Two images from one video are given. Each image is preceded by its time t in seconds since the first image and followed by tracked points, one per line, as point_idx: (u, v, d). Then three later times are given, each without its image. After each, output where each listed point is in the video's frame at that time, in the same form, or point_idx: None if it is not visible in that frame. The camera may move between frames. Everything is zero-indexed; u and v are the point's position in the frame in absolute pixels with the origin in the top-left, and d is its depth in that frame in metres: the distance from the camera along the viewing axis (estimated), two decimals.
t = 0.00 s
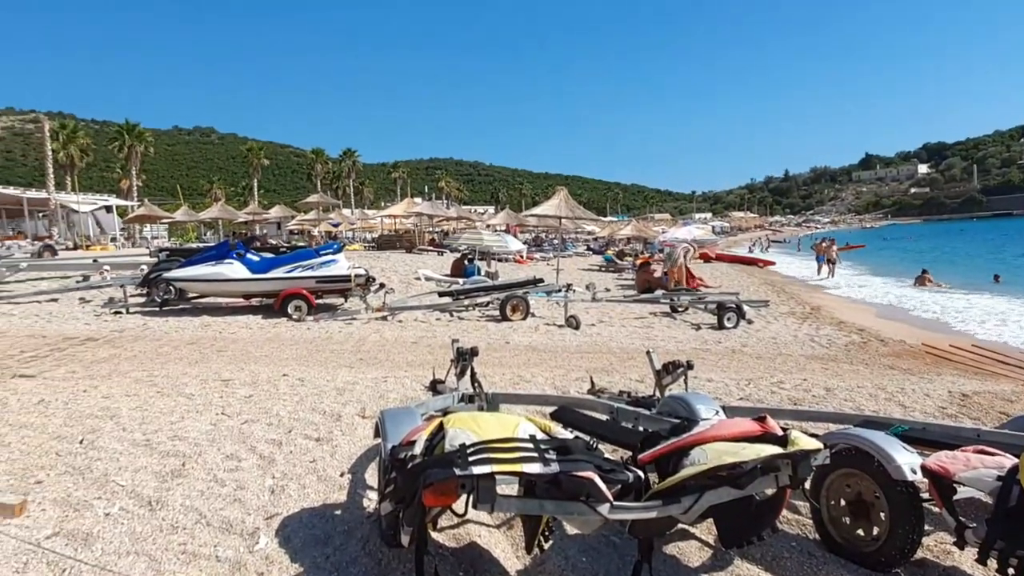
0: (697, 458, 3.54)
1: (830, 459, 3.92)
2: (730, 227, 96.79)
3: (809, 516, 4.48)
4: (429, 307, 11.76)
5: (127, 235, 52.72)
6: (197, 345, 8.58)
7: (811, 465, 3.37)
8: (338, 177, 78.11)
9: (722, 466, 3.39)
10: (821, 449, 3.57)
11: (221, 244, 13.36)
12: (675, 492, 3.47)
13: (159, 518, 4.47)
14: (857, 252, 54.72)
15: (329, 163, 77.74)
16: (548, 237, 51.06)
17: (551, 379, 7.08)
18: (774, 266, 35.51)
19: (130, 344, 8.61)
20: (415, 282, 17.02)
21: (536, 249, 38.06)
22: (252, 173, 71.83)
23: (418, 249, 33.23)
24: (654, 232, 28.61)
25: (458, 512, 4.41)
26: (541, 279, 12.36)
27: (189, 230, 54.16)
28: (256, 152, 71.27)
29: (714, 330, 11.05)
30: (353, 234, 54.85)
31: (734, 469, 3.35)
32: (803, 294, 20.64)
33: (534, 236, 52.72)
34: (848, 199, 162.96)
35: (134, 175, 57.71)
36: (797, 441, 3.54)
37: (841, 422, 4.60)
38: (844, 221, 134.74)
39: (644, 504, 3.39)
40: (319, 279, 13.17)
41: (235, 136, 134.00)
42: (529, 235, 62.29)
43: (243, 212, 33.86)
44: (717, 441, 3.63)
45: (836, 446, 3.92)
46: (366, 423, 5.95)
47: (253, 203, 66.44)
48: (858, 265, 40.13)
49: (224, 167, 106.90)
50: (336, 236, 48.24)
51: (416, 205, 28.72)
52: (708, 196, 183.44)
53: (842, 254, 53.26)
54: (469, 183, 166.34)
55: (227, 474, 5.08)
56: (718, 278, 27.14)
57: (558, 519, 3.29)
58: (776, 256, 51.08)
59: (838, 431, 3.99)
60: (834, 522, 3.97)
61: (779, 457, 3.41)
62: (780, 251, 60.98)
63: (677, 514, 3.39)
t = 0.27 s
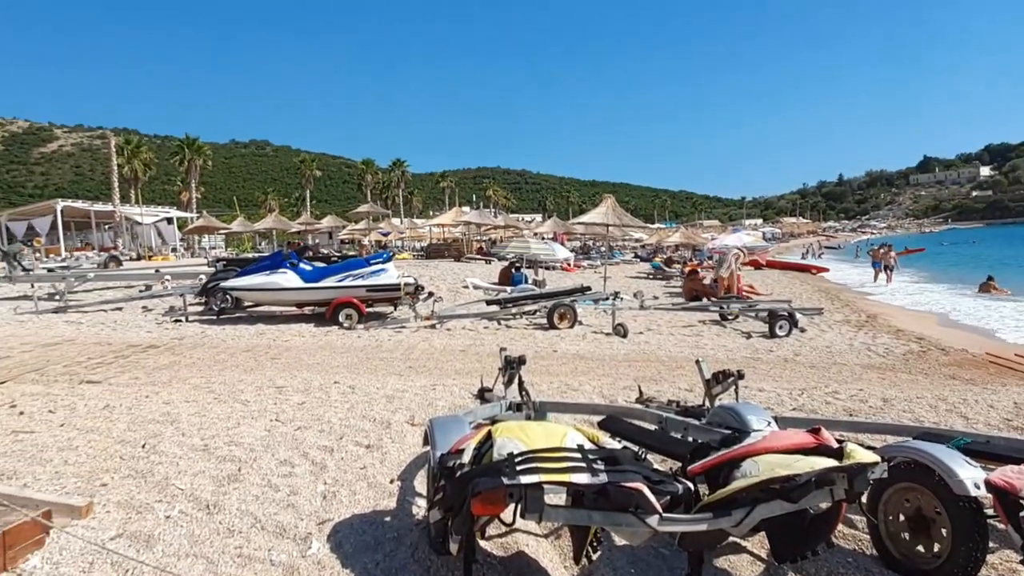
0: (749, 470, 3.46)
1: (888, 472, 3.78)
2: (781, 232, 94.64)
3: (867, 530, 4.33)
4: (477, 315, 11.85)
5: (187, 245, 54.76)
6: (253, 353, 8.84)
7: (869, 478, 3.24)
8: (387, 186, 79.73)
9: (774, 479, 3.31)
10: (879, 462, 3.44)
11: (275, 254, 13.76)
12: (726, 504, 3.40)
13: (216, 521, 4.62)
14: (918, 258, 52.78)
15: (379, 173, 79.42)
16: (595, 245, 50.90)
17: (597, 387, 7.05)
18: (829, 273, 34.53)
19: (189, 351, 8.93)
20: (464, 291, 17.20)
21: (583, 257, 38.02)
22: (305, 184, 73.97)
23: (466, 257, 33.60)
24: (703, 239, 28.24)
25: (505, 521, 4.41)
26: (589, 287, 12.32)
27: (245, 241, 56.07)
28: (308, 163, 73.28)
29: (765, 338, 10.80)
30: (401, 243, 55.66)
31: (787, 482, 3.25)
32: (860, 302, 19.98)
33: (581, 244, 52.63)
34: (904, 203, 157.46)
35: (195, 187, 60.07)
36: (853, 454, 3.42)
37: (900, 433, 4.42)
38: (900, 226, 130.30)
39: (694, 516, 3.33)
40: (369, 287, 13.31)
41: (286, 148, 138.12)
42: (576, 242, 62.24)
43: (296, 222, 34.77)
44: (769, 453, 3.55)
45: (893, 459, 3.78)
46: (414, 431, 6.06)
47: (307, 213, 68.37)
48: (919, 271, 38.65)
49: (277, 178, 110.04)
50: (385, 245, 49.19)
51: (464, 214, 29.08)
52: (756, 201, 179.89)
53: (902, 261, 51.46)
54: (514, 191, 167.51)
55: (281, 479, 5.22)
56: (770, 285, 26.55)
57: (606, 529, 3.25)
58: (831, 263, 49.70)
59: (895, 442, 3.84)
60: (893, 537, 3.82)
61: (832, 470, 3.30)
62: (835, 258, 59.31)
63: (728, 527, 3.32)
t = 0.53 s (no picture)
0: (815, 484, 3.35)
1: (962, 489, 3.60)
2: (844, 239, 92.06)
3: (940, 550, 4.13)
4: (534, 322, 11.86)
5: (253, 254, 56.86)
6: (316, 359, 9.05)
7: (943, 495, 3.12)
8: (446, 195, 81.22)
9: (842, 494, 3.20)
10: (954, 478, 3.29)
11: (338, 265, 14.14)
12: (791, 518, 3.31)
13: (282, 523, 4.73)
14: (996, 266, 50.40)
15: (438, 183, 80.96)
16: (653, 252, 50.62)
17: (656, 397, 6.95)
18: (897, 280, 33.27)
19: (256, 357, 9.20)
20: (521, 298, 17.30)
21: (639, 265, 37.79)
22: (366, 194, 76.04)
23: (522, 265, 33.84)
24: (765, 247, 27.68)
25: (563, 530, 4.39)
26: (646, 295, 12.22)
27: (308, 249, 57.89)
28: (368, 173, 75.22)
29: (829, 348, 10.47)
30: (459, 251, 56.57)
31: (856, 498, 3.13)
32: (931, 311, 19.14)
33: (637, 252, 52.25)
34: (973, 208, 150.96)
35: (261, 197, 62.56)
36: (925, 469, 3.27)
37: (977, 449, 4.21)
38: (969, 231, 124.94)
39: (758, 530, 3.26)
40: (427, 296, 13.37)
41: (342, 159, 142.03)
42: (632, 250, 61.92)
43: (356, 230, 35.74)
44: (836, 466, 3.43)
45: (969, 475, 3.59)
46: (473, 438, 6.10)
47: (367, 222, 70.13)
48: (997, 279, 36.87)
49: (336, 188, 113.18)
50: (442, 252, 49.99)
51: (521, 222, 29.37)
52: (813, 207, 175.31)
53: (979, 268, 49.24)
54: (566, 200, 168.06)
55: (343, 483, 5.32)
56: (834, 293, 25.75)
57: (667, 542, 3.19)
58: (900, 270, 47.93)
59: (971, 457, 3.65)
60: (968, 557, 3.63)
61: (905, 485, 3.17)
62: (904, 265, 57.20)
63: (793, 542, 3.24)
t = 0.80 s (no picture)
0: (899, 499, 3.22)
1: None
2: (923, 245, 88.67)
3: None
4: (600, 330, 11.85)
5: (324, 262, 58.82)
6: (387, 365, 9.22)
7: None
8: (511, 203, 82.31)
9: (929, 509, 3.05)
10: None
11: (405, 272, 14.39)
12: (874, 533, 3.19)
13: (358, 525, 4.82)
14: None
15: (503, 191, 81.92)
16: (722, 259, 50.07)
17: (728, 405, 6.82)
18: (983, 285, 31.67)
19: (330, 363, 9.44)
20: (587, 306, 17.33)
21: (707, 271, 37.35)
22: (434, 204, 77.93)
23: (589, 272, 33.93)
24: (839, 252, 26.91)
25: (635, 540, 4.34)
26: (716, 301, 12.01)
27: (377, 258, 59.58)
28: (435, 183, 76.77)
29: (911, 357, 10.04)
30: (526, 259, 57.27)
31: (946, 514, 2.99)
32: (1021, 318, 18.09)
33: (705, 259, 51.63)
34: None
35: (331, 208, 64.52)
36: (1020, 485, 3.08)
37: None
38: None
39: (839, 545, 3.15)
40: (496, 303, 13.65)
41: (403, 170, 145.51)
42: (700, 257, 61.23)
43: (423, 239, 36.60)
44: (921, 480, 3.30)
45: None
46: (542, 445, 6.10)
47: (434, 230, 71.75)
48: None
49: (401, 197, 116.14)
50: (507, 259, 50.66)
51: (587, 228, 29.59)
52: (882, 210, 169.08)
53: None
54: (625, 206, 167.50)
55: (416, 487, 5.41)
56: (913, 300, 24.72)
57: (744, 554, 3.13)
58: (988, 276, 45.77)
59: None
60: None
61: (998, 501, 2.92)
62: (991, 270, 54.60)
63: (877, 559, 3.12)
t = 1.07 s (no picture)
0: (1005, 529, 3.09)
1: None
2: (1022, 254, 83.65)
3: None
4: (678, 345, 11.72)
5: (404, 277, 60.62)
6: (465, 379, 9.36)
7: None
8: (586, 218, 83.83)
9: None
10: None
11: (483, 286, 14.52)
12: (980, 565, 3.03)
13: (440, 537, 4.90)
14: None
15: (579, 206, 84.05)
16: (805, 274, 49.12)
17: (816, 425, 6.58)
18: None
19: (410, 376, 9.65)
20: (664, 319, 17.25)
21: (791, 284, 36.46)
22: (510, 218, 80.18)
23: (665, 285, 33.71)
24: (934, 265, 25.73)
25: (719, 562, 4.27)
26: (800, 316, 11.61)
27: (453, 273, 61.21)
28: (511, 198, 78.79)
29: (1016, 374, 9.42)
30: (602, 273, 57.65)
31: None
32: None
33: (785, 271, 50.35)
34: None
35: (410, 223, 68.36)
36: None
37: None
38: None
39: None
40: (574, 317, 13.66)
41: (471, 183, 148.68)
42: (780, 270, 60.00)
43: (500, 253, 37.23)
44: None
45: None
46: (621, 462, 6.04)
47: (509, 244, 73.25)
48: None
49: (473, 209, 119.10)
50: (581, 272, 51.11)
51: (663, 241, 30.11)
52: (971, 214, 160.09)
53: None
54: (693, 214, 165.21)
55: (495, 501, 5.45)
56: (1017, 313, 23.23)
57: None
58: None
59: None
60: None
61: None
62: None
63: None
